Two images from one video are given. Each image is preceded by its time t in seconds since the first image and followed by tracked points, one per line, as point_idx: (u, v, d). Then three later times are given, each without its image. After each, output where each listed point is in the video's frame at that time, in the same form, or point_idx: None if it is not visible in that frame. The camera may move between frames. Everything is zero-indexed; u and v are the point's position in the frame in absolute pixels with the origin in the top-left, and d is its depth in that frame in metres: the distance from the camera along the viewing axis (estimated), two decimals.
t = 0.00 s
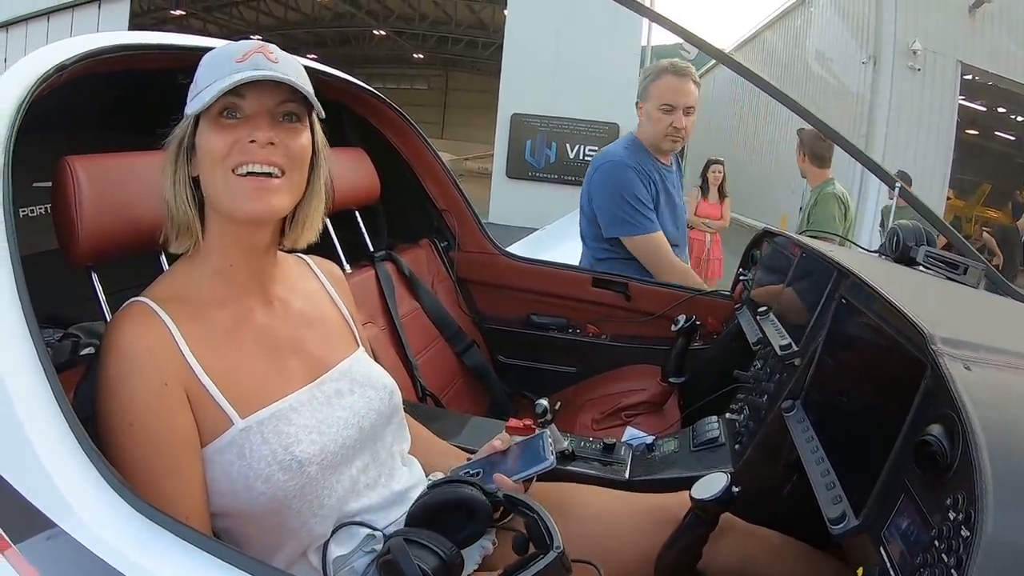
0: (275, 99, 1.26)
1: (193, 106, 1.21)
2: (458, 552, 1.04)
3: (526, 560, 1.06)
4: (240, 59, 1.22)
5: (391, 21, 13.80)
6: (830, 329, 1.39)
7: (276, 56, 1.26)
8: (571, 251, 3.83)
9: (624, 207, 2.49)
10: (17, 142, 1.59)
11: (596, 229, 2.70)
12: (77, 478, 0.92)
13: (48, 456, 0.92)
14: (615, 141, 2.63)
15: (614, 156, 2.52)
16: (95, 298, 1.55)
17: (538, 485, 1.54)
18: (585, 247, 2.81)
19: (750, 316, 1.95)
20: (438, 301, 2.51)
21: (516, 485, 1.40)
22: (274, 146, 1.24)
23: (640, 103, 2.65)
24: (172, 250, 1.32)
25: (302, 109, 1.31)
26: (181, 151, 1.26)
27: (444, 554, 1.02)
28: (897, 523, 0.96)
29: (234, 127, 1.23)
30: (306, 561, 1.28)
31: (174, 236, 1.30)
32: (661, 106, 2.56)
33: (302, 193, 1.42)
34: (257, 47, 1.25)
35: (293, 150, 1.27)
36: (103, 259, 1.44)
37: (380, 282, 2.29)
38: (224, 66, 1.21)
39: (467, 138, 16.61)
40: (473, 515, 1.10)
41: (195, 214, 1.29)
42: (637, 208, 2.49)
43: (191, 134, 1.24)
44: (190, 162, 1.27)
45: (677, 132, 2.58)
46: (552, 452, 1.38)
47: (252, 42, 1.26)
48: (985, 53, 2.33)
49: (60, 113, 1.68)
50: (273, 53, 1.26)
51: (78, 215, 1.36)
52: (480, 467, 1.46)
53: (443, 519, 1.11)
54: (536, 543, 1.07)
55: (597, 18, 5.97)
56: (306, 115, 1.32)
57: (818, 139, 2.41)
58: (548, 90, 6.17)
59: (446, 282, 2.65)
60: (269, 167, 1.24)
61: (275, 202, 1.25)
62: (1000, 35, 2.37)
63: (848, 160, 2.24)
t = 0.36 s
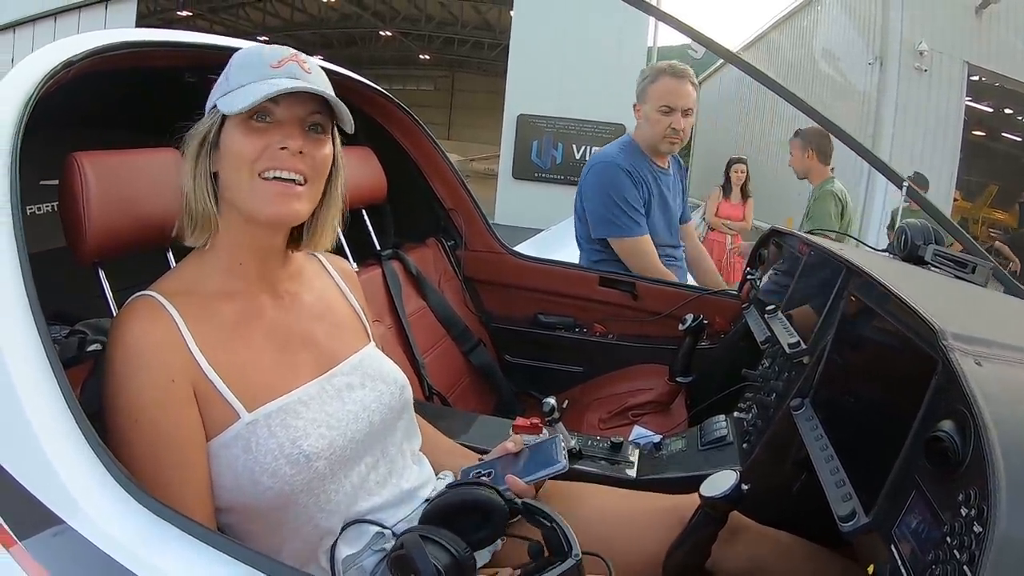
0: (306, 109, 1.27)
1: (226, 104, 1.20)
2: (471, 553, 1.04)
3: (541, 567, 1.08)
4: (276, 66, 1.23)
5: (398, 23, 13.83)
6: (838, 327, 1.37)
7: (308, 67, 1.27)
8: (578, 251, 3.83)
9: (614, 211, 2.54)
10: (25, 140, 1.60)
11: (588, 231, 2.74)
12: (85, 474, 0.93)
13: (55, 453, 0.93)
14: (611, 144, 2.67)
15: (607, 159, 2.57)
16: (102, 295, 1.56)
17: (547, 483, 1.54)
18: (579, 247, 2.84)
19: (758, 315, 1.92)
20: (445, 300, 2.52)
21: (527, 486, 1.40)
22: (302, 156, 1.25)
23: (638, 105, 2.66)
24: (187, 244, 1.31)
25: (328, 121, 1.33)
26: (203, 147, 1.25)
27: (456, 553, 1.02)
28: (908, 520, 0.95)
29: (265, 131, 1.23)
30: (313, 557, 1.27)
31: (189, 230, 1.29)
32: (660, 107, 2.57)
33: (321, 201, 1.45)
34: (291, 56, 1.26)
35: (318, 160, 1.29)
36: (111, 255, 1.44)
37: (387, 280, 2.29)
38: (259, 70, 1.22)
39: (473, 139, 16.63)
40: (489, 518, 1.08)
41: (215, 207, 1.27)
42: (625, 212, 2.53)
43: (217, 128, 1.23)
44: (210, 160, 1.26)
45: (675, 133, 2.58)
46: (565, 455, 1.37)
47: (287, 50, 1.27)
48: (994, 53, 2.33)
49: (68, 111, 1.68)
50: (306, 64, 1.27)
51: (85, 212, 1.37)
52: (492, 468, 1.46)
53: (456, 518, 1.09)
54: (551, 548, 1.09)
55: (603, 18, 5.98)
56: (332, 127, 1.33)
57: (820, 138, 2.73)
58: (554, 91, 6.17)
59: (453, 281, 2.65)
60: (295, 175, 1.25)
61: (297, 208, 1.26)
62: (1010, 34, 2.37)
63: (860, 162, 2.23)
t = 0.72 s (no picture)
0: (314, 107, 1.28)
1: (235, 106, 1.21)
2: (473, 550, 1.06)
3: (545, 560, 1.09)
4: (283, 64, 1.23)
5: (408, 22, 13.90)
6: (850, 326, 1.36)
7: (316, 65, 1.27)
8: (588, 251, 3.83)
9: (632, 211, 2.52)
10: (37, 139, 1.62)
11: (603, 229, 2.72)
12: (97, 471, 0.94)
13: (66, 449, 0.94)
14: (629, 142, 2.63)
15: (626, 160, 2.53)
16: (114, 292, 1.58)
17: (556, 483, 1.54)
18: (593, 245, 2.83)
19: (769, 316, 1.91)
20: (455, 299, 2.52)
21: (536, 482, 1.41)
22: (312, 155, 1.26)
23: (658, 106, 2.63)
24: (199, 243, 1.33)
25: (336, 119, 1.33)
26: (213, 147, 1.26)
27: (460, 552, 1.04)
28: (917, 524, 0.94)
29: (274, 131, 1.24)
30: (322, 556, 1.27)
31: (201, 231, 1.31)
32: (682, 110, 2.52)
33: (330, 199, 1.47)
34: (298, 54, 1.27)
35: (327, 158, 1.29)
36: (122, 252, 1.46)
37: (398, 278, 2.31)
38: (267, 70, 1.22)
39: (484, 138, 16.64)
40: (494, 512, 1.11)
41: (225, 208, 1.29)
42: (643, 214, 2.50)
43: (227, 131, 1.24)
44: (220, 158, 1.27)
45: (695, 137, 2.56)
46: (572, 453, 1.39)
47: (293, 48, 1.27)
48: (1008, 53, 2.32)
49: (82, 111, 1.71)
50: (313, 62, 1.28)
51: (96, 210, 1.38)
52: (499, 467, 1.46)
53: (458, 514, 1.13)
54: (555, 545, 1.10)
55: (615, 18, 5.98)
56: (339, 124, 1.34)
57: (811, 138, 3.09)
58: (565, 91, 6.18)
59: (463, 280, 2.66)
60: (305, 174, 1.25)
61: (308, 207, 1.27)
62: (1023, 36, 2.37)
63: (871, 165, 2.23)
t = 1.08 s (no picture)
0: (316, 106, 1.28)
1: (237, 104, 1.21)
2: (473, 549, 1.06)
3: (545, 562, 1.07)
4: (285, 63, 1.24)
5: (426, 23, 13.96)
6: (859, 329, 1.34)
7: (318, 63, 1.28)
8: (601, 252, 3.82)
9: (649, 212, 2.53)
10: (49, 136, 1.64)
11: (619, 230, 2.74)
12: (99, 465, 0.95)
13: (73, 444, 0.96)
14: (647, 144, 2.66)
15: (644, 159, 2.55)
16: (124, 288, 1.61)
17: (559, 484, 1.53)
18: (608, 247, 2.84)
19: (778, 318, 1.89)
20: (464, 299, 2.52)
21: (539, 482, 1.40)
22: (313, 153, 1.26)
23: (679, 108, 2.65)
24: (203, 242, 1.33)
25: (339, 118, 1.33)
26: (215, 147, 1.27)
27: (460, 551, 1.04)
28: (920, 532, 0.93)
29: (275, 130, 1.25)
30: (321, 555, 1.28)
31: (206, 230, 1.32)
32: (702, 113, 2.56)
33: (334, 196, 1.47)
34: (301, 52, 1.27)
35: (328, 157, 1.30)
36: (132, 249, 1.47)
37: (407, 278, 2.31)
38: (269, 68, 1.23)
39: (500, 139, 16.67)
40: (495, 512, 1.12)
41: (226, 206, 1.30)
42: (659, 214, 2.52)
43: (229, 129, 1.25)
44: (223, 155, 1.27)
45: (714, 141, 2.58)
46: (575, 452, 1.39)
47: (296, 47, 1.28)
48: None
49: (93, 110, 1.73)
50: (316, 60, 1.28)
51: (107, 207, 1.40)
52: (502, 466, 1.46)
53: (460, 514, 1.13)
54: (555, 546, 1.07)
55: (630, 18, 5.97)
56: (342, 124, 1.34)
57: (808, 140, 3.55)
58: (580, 91, 6.18)
59: (473, 280, 2.65)
60: (305, 172, 1.26)
61: (310, 206, 1.27)
62: None
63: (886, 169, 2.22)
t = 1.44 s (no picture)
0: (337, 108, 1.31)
1: (270, 108, 1.21)
2: (468, 534, 1.06)
3: (530, 537, 1.04)
4: (308, 68, 1.28)
5: (454, 23, 14.03)
6: (865, 331, 1.31)
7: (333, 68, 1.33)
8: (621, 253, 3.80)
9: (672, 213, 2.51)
10: (69, 135, 1.68)
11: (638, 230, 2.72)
12: (100, 455, 0.98)
13: (85, 435, 0.99)
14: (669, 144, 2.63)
15: (667, 160, 2.53)
16: (140, 283, 1.64)
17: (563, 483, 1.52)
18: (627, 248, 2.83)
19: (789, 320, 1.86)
20: (480, 297, 2.53)
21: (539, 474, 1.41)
22: (343, 156, 1.29)
23: (704, 109, 2.63)
24: (218, 244, 1.32)
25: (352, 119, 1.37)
26: (236, 147, 1.24)
27: (455, 538, 1.04)
28: (915, 540, 0.91)
29: (309, 136, 1.25)
30: (323, 544, 1.28)
31: (227, 233, 1.30)
32: (727, 115, 2.54)
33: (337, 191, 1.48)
34: (315, 57, 1.31)
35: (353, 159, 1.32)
36: (148, 244, 1.50)
37: (422, 277, 2.33)
38: (293, 72, 1.26)
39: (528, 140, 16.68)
40: (487, 496, 1.11)
41: (249, 199, 1.27)
42: (681, 216, 2.51)
43: (255, 130, 1.23)
44: (245, 155, 1.25)
45: (738, 143, 2.56)
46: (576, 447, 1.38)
47: (307, 51, 1.32)
48: None
49: (115, 110, 1.78)
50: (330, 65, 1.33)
51: (123, 204, 1.43)
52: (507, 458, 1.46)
53: (455, 498, 1.12)
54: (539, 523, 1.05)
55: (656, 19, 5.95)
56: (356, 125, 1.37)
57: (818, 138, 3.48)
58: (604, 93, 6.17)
59: (489, 279, 2.66)
60: (341, 176, 1.27)
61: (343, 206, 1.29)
62: None
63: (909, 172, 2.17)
